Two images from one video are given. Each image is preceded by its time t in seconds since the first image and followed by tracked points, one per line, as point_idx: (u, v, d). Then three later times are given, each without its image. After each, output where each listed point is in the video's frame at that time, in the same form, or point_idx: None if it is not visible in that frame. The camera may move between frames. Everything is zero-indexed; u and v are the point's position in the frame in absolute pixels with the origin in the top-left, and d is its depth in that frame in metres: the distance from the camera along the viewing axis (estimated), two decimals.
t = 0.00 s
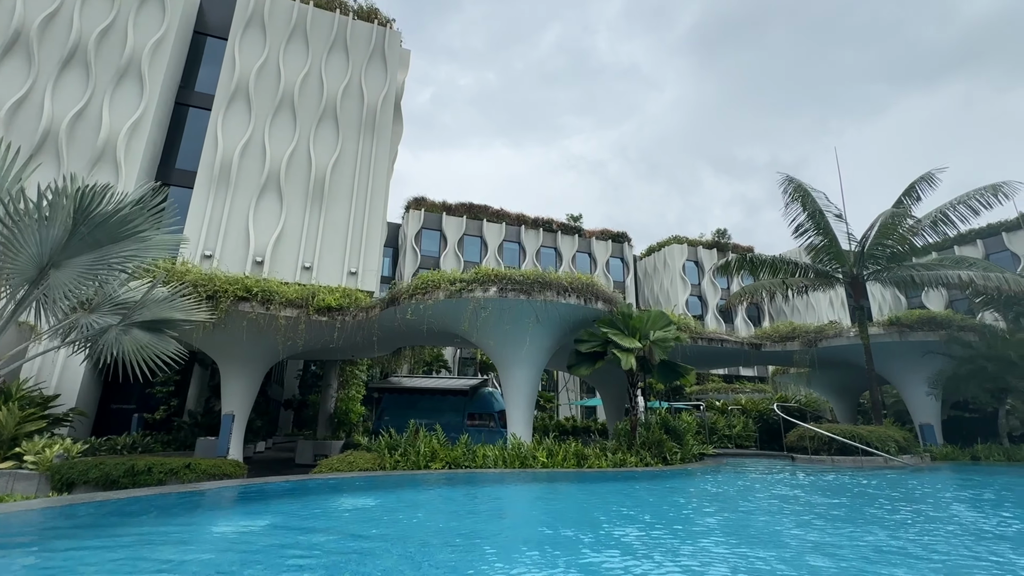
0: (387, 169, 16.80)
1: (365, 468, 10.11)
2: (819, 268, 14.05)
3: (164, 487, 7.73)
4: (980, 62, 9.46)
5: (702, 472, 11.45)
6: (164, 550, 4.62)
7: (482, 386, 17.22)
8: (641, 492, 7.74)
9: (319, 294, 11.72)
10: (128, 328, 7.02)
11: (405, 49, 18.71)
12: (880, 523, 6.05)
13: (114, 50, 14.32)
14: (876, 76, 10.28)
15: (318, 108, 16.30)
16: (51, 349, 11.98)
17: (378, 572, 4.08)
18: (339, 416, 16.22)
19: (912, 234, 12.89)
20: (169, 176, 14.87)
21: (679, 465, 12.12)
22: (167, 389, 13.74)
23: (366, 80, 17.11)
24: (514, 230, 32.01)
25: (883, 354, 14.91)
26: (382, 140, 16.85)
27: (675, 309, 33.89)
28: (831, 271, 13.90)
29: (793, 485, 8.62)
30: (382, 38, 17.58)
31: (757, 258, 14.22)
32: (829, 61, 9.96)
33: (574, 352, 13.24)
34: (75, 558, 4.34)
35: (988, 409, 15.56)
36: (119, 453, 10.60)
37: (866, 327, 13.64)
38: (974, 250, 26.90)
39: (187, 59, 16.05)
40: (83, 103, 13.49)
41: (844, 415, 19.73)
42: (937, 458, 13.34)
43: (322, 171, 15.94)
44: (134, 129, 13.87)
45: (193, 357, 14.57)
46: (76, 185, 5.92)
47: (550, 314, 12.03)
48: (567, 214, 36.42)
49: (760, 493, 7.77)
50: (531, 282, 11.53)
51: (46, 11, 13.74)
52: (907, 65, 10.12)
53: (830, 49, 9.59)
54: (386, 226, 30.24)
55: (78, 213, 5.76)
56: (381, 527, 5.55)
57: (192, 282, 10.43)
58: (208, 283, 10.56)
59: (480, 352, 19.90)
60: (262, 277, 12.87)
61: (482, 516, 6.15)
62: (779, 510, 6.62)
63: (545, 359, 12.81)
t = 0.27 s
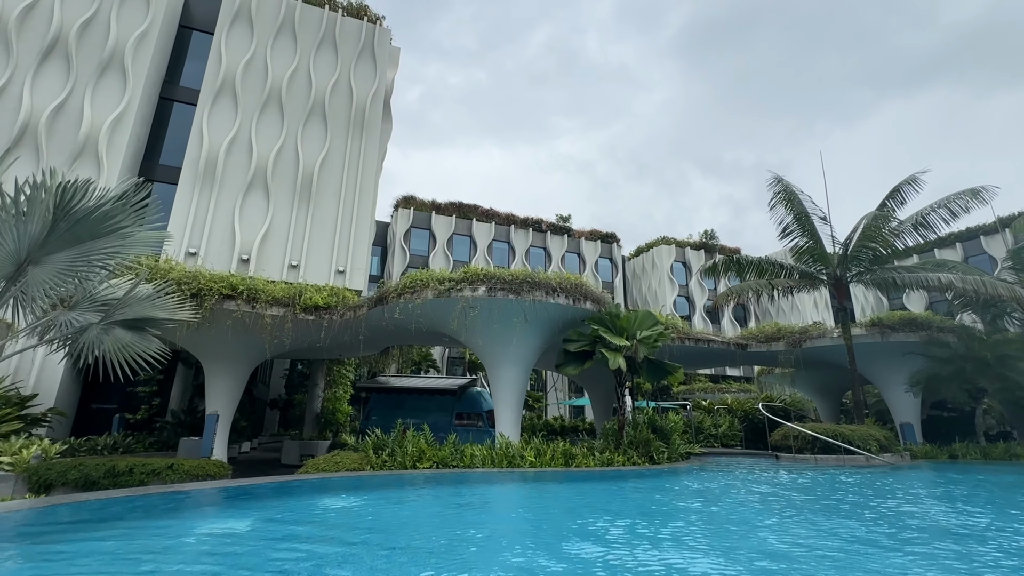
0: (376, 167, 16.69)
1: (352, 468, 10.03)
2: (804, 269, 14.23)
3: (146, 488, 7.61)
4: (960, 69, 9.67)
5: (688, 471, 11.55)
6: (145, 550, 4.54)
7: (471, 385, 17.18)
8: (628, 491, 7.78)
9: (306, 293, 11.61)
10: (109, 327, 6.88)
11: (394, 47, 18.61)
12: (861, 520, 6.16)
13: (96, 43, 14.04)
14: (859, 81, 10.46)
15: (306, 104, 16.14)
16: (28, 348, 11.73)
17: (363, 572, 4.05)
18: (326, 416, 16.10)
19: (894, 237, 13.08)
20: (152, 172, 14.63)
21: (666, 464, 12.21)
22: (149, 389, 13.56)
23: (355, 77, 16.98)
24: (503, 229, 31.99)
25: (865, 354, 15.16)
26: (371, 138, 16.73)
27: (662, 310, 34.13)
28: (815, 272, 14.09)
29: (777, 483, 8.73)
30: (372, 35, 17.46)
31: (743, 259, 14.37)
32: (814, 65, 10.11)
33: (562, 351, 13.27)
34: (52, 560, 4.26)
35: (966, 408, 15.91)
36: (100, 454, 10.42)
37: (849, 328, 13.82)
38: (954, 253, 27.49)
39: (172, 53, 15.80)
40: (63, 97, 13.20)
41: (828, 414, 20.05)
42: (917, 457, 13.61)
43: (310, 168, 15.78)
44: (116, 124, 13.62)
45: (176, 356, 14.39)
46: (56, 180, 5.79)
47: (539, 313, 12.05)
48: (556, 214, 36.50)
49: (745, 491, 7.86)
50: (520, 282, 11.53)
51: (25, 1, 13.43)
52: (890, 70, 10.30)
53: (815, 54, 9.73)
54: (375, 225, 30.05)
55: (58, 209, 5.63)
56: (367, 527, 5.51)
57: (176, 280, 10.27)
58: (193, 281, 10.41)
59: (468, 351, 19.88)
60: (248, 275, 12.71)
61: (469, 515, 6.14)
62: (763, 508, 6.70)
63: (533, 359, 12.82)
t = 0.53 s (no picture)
0: (364, 165, 16.57)
1: (338, 468, 9.95)
2: (789, 270, 14.42)
3: (126, 489, 7.47)
4: (940, 74, 9.88)
5: (675, 470, 11.65)
6: (125, 551, 4.47)
7: (459, 385, 17.14)
8: (614, 490, 7.83)
9: (292, 291, 11.50)
10: (89, 325, 6.72)
11: (383, 44, 18.50)
12: (842, 516, 6.26)
13: (76, 35, 13.75)
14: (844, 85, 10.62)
15: (293, 101, 15.97)
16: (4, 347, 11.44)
17: (348, 572, 4.01)
18: (312, 415, 15.96)
19: (876, 239, 13.31)
20: (134, 167, 14.36)
21: (653, 463, 12.30)
22: (130, 388, 13.32)
23: (344, 74, 16.84)
24: (492, 229, 31.95)
25: (848, 354, 15.42)
26: (359, 135, 16.61)
27: (650, 309, 34.37)
28: (800, 273, 14.29)
29: (761, 481, 8.85)
30: (360, 32, 17.33)
31: (730, 260, 14.50)
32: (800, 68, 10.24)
33: (550, 351, 13.29)
34: (28, 562, 4.16)
35: (944, 407, 16.27)
36: (79, 455, 10.21)
37: (832, 329, 14.05)
38: (933, 255, 28.08)
39: (156, 46, 15.52)
40: (42, 89, 12.90)
41: (811, 413, 20.37)
42: (897, 454, 13.88)
43: (297, 165, 15.62)
44: (97, 118, 13.34)
45: (158, 355, 14.16)
46: (34, 174, 5.68)
47: (527, 313, 12.06)
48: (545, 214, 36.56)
49: (730, 489, 7.95)
50: (509, 281, 11.53)
51: None
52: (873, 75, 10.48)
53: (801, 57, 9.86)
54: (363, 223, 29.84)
55: (36, 204, 5.52)
56: (354, 527, 5.46)
57: (158, 278, 10.10)
58: (176, 278, 10.25)
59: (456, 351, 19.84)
60: (233, 273, 12.54)
61: (456, 514, 6.12)
62: (748, 505, 6.77)
63: (521, 358, 12.83)
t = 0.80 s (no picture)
0: (352, 163, 16.42)
1: (324, 468, 9.86)
2: (773, 271, 14.61)
3: (105, 491, 7.32)
4: (922, 79, 10.06)
5: (661, 468, 11.75)
6: (104, 553, 4.38)
7: (447, 383, 17.10)
8: (601, 488, 7.87)
9: (277, 289, 11.37)
10: (66, 323, 6.54)
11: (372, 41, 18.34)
12: (824, 512, 6.37)
13: (55, 26, 13.43)
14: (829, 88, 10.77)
15: (280, 96, 15.77)
16: None
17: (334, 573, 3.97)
18: (298, 415, 15.82)
19: (858, 240, 13.53)
20: (115, 162, 14.07)
21: (639, 461, 12.38)
22: (110, 387, 13.08)
23: (331, 70, 16.67)
24: (481, 228, 31.89)
25: (830, 354, 15.68)
26: (347, 133, 16.46)
27: (637, 309, 34.61)
28: (784, 274, 14.49)
29: (746, 478, 8.95)
30: (349, 29, 17.16)
31: (716, 260, 14.66)
32: (787, 71, 10.35)
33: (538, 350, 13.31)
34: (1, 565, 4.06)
35: (923, 405, 16.62)
36: (56, 456, 9.98)
37: (815, 328, 14.27)
38: (913, 257, 28.65)
39: (138, 39, 15.21)
40: (18, 81, 12.59)
41: (794, 411, 20.68)
42: (877, 452, 14.15)
43: (283, 162, 15.44)
44: (77, 111, 13.05)
45: (140, 353, 13.92)
46: (10, 167, 5.55)
47: (515, 312, 12.06)
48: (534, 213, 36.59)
49: (715, 487, 8.03)
50: (497, 280, 11.52)
51: None
52: (858, 78, 10.64)
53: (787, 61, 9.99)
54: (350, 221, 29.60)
55: (11, 197, 5.40)
56: (340, 527, 5.41)
57: (140, 275, 9.91)
58: (158, 275, 10.08)
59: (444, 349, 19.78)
60: (217, 270, 12.37)
61: (444, 514, 6.10)
62: (732, 502, 6.86)
63: (509, 357, 12.84)
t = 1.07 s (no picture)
0: (339, 159, 16.26)
1: (309, 467, 9.77)
2: (758, 270, 14.79)
3: (84, 492, 7.18)
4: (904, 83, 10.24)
5: (647, 465, 11.84)
6: (81, 556, 4.30)
7: (434, 382, 17.03)
8: (588, 486, 7.90)
9: (262, 287, 11.23)
10: (43, 320, 6.38)
11: (360, 36, 18.17)
12: (806, 507, 6.47)
13: (32, 17, 13.14)
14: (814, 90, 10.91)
15: (265, 92, 15.57)
16: None
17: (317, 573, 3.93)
18: (283, 414, 15.65)
19: (841, 241, 13.75)
20: (95, 156, 13.79)
21: (626, 460, 12.45)
22: (90, 386, 12.82)
23: (318, 66, 16.48)
24: (469, 226, 31.82)
25: (813, 352, 15.92)
26: (334, 129, 16.29)
27: (625, 308, 34.82)
28: (769, 273, 14.67)
29: (730, 475, 9.06)
30: (336, 24, 16.97)
31: (702, 260, 14.89)
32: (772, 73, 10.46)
33: (526, 349, 13.32)
34: None
35: (903, 403, 16.97)
36: (34, 457, 9.77)
37: (799, 328, 14.48)
38: (894, 258, 29.19)
39: (119, 31, 14.91)
40: None
41: (778, 410, 20.99)
42: (858, 449, 14.41)
43: (269, 158, 15.24)
44: (55, 104, 12.76)
45: (120, 352, 13.66)
46: None
47: (503, 311, 12.06)
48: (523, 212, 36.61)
49: (700, 484, 8.11)
50: (485, 279, 11.50)
51: None
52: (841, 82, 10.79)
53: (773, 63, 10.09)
54: (337, 219, 29.35)
55: None
56: (325, 527, 5.37)
57: (120, 272, 9.71)
58: (139, 272, 9.89)
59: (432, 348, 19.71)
60: (201, 268, 12.17)
61: (431, 513, 6.08)
62: (717, 499, 6.94)
63: (497, 356, 12.83)
